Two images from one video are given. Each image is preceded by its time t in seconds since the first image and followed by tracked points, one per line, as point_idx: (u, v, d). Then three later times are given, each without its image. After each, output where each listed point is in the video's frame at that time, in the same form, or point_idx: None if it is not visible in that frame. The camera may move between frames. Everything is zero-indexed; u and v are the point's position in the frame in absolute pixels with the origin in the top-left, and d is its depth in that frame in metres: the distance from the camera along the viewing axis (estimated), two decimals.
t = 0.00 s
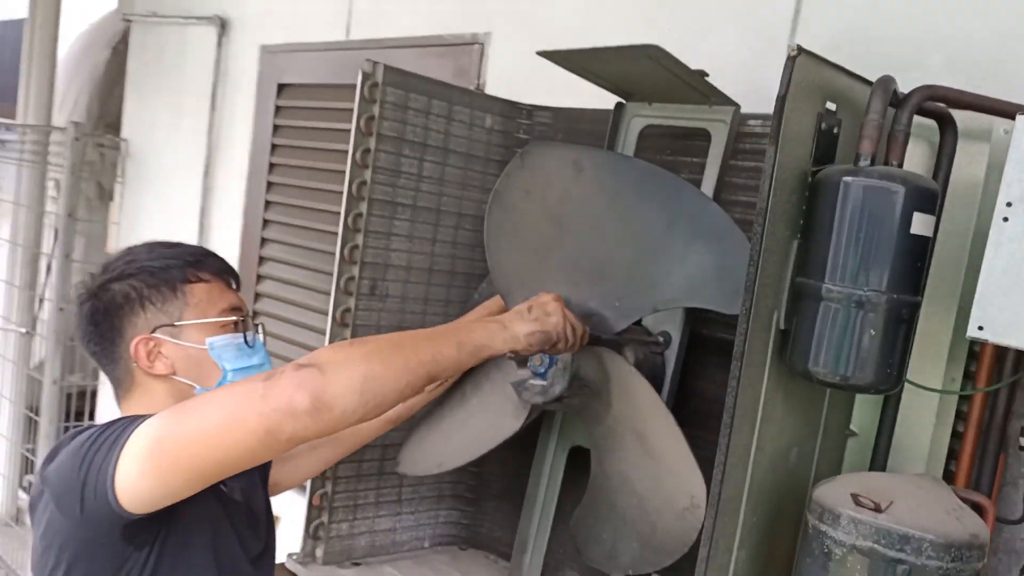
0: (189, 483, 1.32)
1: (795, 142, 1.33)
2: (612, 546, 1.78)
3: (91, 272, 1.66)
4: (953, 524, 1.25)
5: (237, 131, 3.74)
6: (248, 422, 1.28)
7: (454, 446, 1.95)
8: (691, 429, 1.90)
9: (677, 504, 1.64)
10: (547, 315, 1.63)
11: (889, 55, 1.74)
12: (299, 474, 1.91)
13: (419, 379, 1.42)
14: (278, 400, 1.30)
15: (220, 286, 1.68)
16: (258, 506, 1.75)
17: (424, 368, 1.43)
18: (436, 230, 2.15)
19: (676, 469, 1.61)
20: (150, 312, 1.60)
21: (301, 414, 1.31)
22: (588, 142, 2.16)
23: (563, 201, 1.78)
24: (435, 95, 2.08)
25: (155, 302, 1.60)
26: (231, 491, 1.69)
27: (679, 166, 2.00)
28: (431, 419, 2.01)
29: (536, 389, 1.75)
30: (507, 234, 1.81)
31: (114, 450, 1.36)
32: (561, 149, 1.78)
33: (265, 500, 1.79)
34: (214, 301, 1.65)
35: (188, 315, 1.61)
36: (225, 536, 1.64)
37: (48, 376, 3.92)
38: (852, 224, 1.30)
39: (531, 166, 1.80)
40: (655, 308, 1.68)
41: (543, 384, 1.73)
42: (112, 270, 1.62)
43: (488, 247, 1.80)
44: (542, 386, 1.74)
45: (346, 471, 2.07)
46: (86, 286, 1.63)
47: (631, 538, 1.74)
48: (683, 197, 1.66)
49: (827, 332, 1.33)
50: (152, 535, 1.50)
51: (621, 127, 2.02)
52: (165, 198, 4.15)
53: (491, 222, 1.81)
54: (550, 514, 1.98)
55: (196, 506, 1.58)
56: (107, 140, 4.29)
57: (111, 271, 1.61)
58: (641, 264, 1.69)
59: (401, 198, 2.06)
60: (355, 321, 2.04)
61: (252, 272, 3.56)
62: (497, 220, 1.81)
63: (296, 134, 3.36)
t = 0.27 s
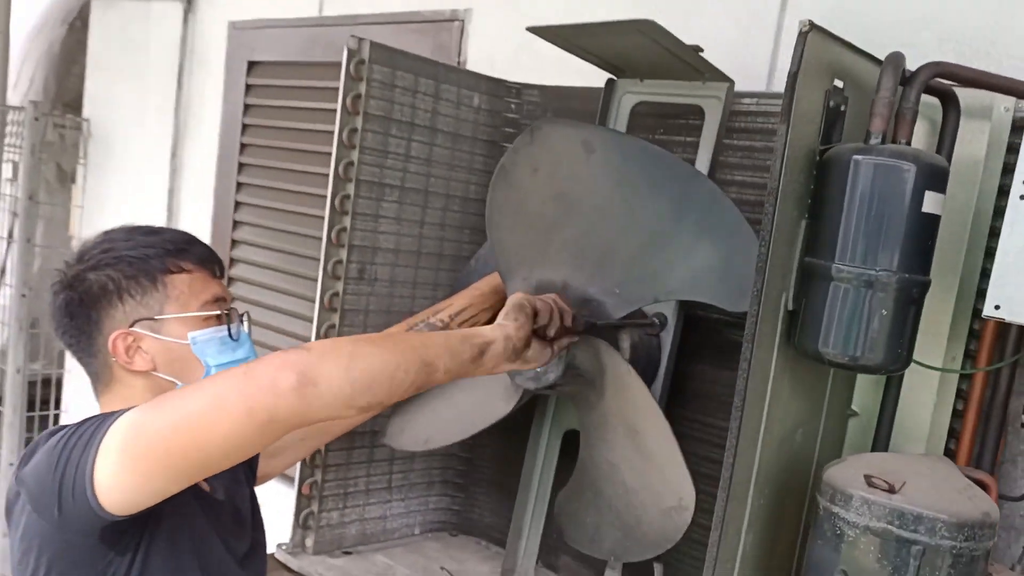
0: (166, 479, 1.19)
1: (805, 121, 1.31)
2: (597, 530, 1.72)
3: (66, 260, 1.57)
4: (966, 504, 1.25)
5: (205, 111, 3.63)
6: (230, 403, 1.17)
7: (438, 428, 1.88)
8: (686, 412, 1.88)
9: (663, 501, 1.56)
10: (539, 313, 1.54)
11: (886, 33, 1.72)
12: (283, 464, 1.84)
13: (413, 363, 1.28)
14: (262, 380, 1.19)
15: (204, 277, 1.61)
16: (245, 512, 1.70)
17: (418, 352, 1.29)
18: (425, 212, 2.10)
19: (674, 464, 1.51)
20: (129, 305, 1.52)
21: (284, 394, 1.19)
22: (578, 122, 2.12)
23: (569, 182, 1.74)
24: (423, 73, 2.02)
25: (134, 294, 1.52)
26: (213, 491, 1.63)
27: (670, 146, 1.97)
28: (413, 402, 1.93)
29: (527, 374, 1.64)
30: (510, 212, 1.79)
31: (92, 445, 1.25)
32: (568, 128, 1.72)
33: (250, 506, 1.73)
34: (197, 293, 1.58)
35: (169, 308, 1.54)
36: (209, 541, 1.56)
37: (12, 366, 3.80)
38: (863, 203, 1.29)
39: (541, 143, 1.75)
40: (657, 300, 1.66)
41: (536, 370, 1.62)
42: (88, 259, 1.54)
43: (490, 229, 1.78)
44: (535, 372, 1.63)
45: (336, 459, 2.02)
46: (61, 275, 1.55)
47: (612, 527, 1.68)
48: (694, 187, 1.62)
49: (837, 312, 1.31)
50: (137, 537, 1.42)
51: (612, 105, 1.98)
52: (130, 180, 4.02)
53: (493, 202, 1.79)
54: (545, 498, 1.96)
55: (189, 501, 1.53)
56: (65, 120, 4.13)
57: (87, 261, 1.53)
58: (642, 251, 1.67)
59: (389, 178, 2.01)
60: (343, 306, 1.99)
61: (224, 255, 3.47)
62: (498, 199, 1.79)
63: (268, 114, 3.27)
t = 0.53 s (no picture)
0: (161, 471, 1.17)
1: (809, 102, 1.29)
2: (598, 518, 1.71)
3: (45, 246, 1.51)
4: (970, 488, 1.24)
5: (176, 93, 3.53)
6: (228, 398, 1.15)
7: (433, 420, 1.85)
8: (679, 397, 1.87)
9: (669, 482, 1.55)
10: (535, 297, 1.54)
11: (881, 14, 1.70)
12: (268, 457, 1.79)
13: (408, 352, 1.29)
14: (260, 374, 1.18)
15: (191, 264, 1.56)
16: (236, 494, 1.65)
17: (415, 341, 1.31)
18: (411, 196, 2.06)
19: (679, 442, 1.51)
20: (114, 292, 1.47)
21: (285, 390, 1.18)
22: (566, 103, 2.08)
23: (554, 165, 1.66)
24: (409, 54, 1.97)
25: (120, 281, 1.47)
26: (208, 478, 1.59)
27: (660, 129, 1.92)
28: (404, 389, 1.89)
29: (524, 361, 1.61)
30: (493, 199, 1.64)
31: (81, 437, 1.22)
32: (551, 110, 1.62)
33: (242, 489, 1.69)
34: (184, 281, 1.53)
35: (156, 295, 1.49)
36: (207, 528, 1.53)
37: None
38: (868, 185, 1.26)
39: (521, 125, 1.62)
40: (651, 279, 1.64)
41: (532, 357, 1.59)
42: (70, 246, 1.48)
43: (476, 217, 1.61)
44: (530, 359, 1.60)
45: (323, 449, 1.99)
46: (40, 262, 1.49)
47: (620, 513, 1.67)
48: (683, 165, 1.60)
49: (841, 296, 1.29)
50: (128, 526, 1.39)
51: (601, 85, 1.94)
52: (98, 164, 3.91)
53: (478, 188, 1.62)
54: (537, 486, 1.93)
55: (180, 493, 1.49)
56: (29, 102, 4.00)
57: (68, 247, 1.47)
58: (635, 234, 1.65)
59: (375, 162, 1.96)
60: (330, 293, 1.96)
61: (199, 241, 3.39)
62: (483, 184, 1.63)
63: (243, 96, 3.19)
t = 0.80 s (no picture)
0: (141, 471, 1.13)
1: (807, 87, 1.27)
2: (585, 509, 1.69)
3: (12, 236, 1.47)
4: (967, 475, 1.24)
5: (153, 78, 3.47)
6: (209, 397, 1.10)
7: (422, 411, 1.82)
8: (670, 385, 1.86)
9: (658, 473, 1.54)
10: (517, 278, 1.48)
11: None
12: (256, 451, 1.76)
13: (397, 348, 1.24)
14: (242, 371, 1.13)
15: (164, 251, 1.52)
16: (218, 490, 1.63)
17: (402, 339, 1.24)
18: (399, 183, 2.03)
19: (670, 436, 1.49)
20: (85, 280, 1.43)
21: (269, 390, 1.13)
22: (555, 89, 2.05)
23: (546, 151, 1.61)
24: (395, 38, 1.94)
25: (90, 269, 1.43)
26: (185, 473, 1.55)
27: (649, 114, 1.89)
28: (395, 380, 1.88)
29: (512, 351, 1.58)
30: (484, 185, 1.58)
31: (57, 430, 1.17)
32: (544, 93, 1.58)
33: (224, 484, 1.66)
34: (156, 268, 1.49)
35: (128, 284, 1.45)
36: (184, 526, 1.50)
37: None
38: (865, 170, 1.25)
39: (514, 110, 1.57)
40: (643, 268, 1.66)
41: (521, 347, 1.56)
42: (37, 234, 1.43)
43: (465, 204, 1.57)
44: (519, 348, 1.57)
45: (311, 440, 1.97)
46: (7, 252, 1.44)
47: (606, 504, 1.66)
48: (678, 154, 1.62)
49: (837, 283, 1.27)
50: (104, 524, 1.36)
51: (590, 69, 1.93)
52: (75, 151, 3.84)
53: (468, 174, 1.57)
54: (528, 476, 1.92)
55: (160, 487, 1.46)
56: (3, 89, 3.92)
57: (35, 236, 1.43)
58: (628, 224, 1.64)
59: (361, 148, 1.94)
60: (317, 282, 1.93)
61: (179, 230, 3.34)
62: (473, 170, 1.57)
63: (223, 81, 3.14)
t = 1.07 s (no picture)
0: (128, 438, 1.11)
1: (803, 74, 1.26)
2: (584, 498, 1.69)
3: None
4: (963, 465, 1.24)
5: (139, 68, 3.43)
6: (190, 352, 1.08)
7: (415, 402, 1.81)
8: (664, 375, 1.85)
9: (661, 459, 1.53)
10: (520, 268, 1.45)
11: None
12: (248, 439, 1.76)
13: (384, 307, 1.19)
14: (221, 324, 1.11)
15: (153, 239, 1.51)
16: (211, 482, 1.60)
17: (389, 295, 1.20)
18: (389, 173, 2.01)
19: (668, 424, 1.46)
20: (75, 269, 1.42)
21: (248, 340, 1.10)
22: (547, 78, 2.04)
23: (530, 141, 1.61)
24: (385, 26, 1.92)
25: (80, 257, 1.42)
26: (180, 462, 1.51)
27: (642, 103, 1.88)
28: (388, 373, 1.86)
29: (507, 344, 1.54)
30: (470, 176, 1.60)
31: (46, 407, 1.16)
32: (527, 83, 1.58)
33: (218, 476, 1.64)
34: (147, 256, 1.49)
35: (118, 273, 1.45)
36: (180, 517, 1.48)
37: None
38: (862, 159, 1.24)
39: (497, 100, 1.57)
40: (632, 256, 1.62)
41: (516, 339, 1.53)
42: (25, 223, 1.42)
43: (451, 195, 1.57)
44: (514, 341, 1.54)
45: (302, 432, 1.95)
46: None
47: (610, 493, 1.66)
48: (663, 135, 1.58)
49: (833, 272, 1.26)
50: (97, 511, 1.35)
51: (580, 57, 1.91)
52: (60, 141, 3.80)
53: (454, 166, 1.58)
54: (521, 467, 1.91)
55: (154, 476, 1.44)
56: None
57: (23, 225, 1.42)
58: (615, 208, 1.62)
59: (351, 137, 1.91)
60: (307, 273, 1.91)
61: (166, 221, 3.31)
62: (459, 163, 1.59)
63: (211, 70, 3.10)
